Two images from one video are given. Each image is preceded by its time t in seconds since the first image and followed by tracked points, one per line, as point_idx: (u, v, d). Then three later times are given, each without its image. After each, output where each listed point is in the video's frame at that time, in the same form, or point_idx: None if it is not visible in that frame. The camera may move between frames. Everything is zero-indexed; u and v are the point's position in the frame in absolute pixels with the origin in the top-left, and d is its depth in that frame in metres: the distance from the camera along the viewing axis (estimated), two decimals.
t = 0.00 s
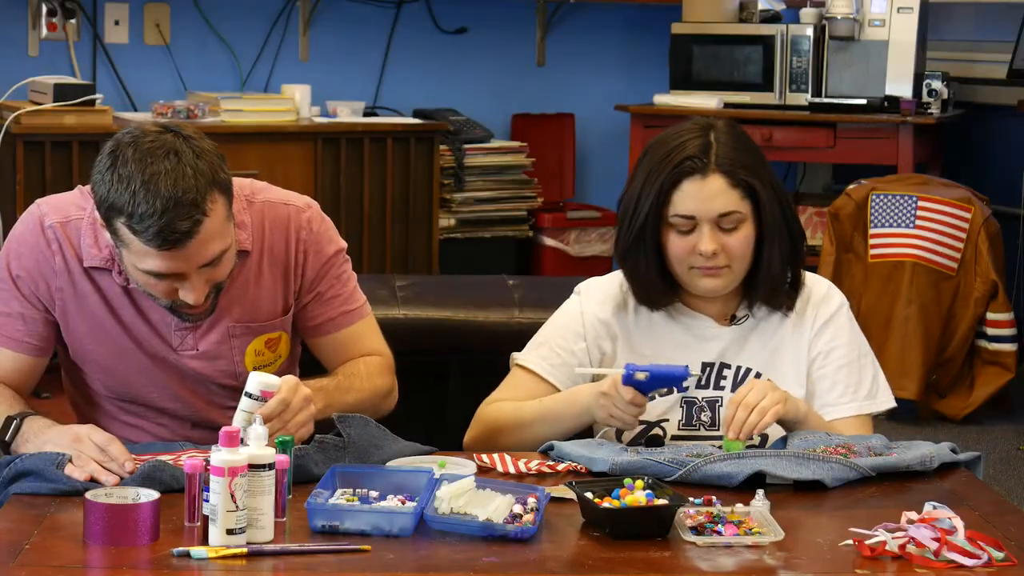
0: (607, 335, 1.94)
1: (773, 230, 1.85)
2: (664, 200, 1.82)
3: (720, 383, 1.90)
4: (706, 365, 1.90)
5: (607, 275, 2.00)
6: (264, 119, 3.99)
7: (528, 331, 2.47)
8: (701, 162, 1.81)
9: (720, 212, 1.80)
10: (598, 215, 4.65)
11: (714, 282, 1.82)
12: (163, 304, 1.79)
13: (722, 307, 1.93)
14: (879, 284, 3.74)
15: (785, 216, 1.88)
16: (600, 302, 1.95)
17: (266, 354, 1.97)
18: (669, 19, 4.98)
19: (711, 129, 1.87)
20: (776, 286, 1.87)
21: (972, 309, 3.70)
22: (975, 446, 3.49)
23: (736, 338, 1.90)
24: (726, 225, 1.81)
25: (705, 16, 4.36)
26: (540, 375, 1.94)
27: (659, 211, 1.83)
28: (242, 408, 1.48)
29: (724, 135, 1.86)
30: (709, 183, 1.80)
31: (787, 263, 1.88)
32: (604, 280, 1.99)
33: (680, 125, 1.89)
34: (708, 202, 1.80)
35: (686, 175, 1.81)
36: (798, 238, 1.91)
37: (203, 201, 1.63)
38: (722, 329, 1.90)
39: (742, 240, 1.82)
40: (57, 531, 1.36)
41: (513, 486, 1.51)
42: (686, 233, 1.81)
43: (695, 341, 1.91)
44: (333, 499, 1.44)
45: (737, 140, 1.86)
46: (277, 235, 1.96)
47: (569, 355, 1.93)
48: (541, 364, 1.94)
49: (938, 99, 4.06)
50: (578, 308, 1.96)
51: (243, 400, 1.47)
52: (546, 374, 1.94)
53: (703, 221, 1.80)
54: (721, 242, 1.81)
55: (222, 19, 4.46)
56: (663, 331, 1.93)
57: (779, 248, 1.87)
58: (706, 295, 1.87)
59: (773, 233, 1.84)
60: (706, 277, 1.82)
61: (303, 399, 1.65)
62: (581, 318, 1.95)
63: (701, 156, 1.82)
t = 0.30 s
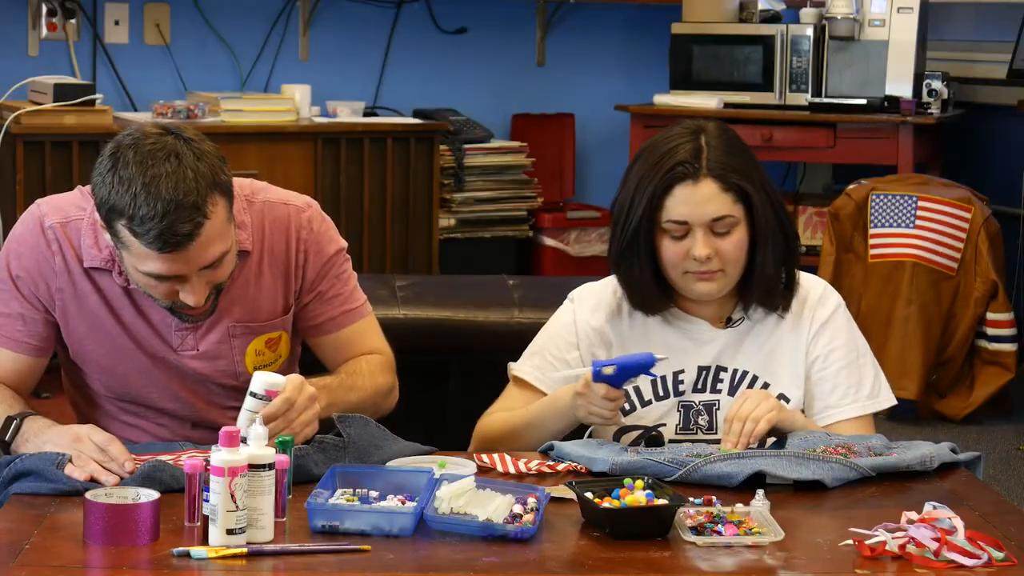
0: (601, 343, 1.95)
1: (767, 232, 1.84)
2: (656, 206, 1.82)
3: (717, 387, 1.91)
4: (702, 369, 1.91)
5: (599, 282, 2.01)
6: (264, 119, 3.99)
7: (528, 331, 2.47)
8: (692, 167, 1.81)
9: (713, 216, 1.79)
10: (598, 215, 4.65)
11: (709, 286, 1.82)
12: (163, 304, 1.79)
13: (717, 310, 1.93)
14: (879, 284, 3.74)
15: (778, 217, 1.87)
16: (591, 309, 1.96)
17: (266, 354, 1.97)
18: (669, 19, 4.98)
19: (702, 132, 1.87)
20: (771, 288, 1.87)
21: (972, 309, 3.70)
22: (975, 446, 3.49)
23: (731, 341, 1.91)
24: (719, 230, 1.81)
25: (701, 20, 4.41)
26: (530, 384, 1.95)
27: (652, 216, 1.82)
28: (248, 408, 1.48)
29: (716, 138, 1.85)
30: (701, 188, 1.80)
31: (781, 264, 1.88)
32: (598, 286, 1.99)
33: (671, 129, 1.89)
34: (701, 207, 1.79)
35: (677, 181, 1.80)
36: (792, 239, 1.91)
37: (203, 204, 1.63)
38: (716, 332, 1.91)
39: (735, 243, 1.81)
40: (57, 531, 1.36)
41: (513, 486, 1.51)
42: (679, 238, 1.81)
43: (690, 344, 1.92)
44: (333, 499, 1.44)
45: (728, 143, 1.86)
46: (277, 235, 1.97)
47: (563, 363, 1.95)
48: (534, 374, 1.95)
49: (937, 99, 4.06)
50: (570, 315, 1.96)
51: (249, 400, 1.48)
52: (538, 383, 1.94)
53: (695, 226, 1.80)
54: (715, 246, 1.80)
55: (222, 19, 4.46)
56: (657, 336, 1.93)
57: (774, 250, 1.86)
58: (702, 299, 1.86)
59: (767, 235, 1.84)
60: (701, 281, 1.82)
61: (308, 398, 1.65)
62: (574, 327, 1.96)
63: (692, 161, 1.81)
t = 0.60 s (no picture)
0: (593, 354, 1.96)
1: (745, 222, 1.84)
2: (633, 203, 1.82)
3: (707, 387, 1.90)
4: (691, 370, 1.91)
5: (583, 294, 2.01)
6: (264, 119, 3.99)
7: (528, 331, 2.47)
8: (666, 161, 1.81)
9: (691, 208, 1.79)
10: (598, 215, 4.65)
11: (694, 279, 1.81)
12: (163, 304, 1.79)
13: (704, 309, 1.93)
14: (879, 284, 3.74)
15: (757, 209, 1.87)
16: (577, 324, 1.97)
17: (267, 353, 1.97)
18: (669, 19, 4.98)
19: (675, 129, 1.87)
20: (753, 279, 1.87)
21: (972, 309, 3.70)
22: (975, 446, 3.49)
23: (719, 339, 1.91)
24: (698, 221, 1.81)
25: (699, 21, 4.42)
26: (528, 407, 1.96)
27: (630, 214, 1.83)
28: (253, 409, 1.47)
29: (688, 133, 1.86)
30: (676, 180, 1.80)
31: (762, 256, 1.88)
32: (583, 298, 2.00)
33: (643, 129, 1.90)
34: (678, 200, 1.79)
35: (653, 176, 1.80)
36: (771, 231, 1.91)
37: (203, 202, 1.63)
38: (702, 331, 1.91)
39: (715, 234, 1.81)
40: (57, 531, 1.36)
41: (514, 486, 1.51)
42: (659, 233, 1.81)
43: (677, 346, 1.92)
44: (333, 499, 1.44)
45: (701, 137, 1.86)
46: (277, 235, 1.97)
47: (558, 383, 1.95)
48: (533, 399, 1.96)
49: (938, 99, 4.06)
50: (557, 331, 1.97)
51: (254, 400, 1.47)
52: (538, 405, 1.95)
53: (674, 219, 1.80)
54: (695, 238, 1.80)
55: (222, 19, 4.46)
56: (644, 338, 1.93)
57: (754, 241, 1.86)
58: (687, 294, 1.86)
59: (745, 225, 1.83)
60: (685, 275, 1.81)
61: (314, 396, 1.64)
62: (563, 344, 1.97)
63: (666, 155, 1.82)
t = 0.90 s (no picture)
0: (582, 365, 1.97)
1: (719, 212, 1.83)
2: (605, 198, 1.84)
3: (696, 392, 1.90)
4: (679, 375, 1.91)
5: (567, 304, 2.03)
6: (264, 119, 3.99)
7: (528, 331, 2.47)
8: (635, 153, 1.82)
9: (661, 197, 1.79)
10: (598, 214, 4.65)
11: (671, 271, 1.80)
12: (165, 304, 1.79)
13: (689, 313, 1.93)
14: (879, 284, 3.75)
15: (732, 203, 1.87)
16: (566, 333, 1.98)
17: (266, 353, 1.97)
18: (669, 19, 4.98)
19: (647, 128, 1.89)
20: (730, 270, 1.85)
21: (972, 309, 3.70)
22: (975, 446, 3.49)
23: (705, 342, 1.91)
24: (670, 212, 1.80)
25: (699, 21, 4.42)
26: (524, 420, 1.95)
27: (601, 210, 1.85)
28: (247, 409, 1.48)
29: (659, 130, 1.88)
30: (644, 171, 1.81)
31: (739, 247, 1.86)
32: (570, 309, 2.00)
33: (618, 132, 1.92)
34: (648, 190, 1.80)
35: (622, 169, 1.82)
36: (749, 227, 1.90)
37: (206, 202, 1.63)
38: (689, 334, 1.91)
39: (688, 224, 1.80)
40: (57, 531, 1.36)
41: (513, 486, 1.51)
42: (632, 227, 1.80)
43: (665, 353, 1.92)
44: (332, 499, 1.44)
45: (673, 133, 1.88)
46: (277, 235, 1.97)
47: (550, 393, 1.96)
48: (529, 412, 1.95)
49: (938, 99, 4.06)
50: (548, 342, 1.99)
51: (248, 400, 1.48)
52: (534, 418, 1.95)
53: (645, 211, 1.79)
54: (668, 229, 1.80)
55: (222, 19, 4.46)
56: (632, 344, 1.94)
57: (731, 233, 1.85)
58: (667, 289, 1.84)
59: (719, 215, 1.82)
60: (661, 267, 1.79)
61: (309, 396, 1.65)
62: (553, 355, 1.99)
63: (634, 149, 1.83)
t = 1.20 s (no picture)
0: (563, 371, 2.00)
1: (687, 215, 1.82)
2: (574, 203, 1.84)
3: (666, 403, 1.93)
4: (648, 387, 1.93)
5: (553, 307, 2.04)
6: (264, 119, 3.99)
7: (528, 331, 2.47)
8: (601, 157, 1.82)
9: (627, 200, 1.79)
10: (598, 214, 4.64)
11: (637, 276, 1.79)
12: (167, 304, 1.79)
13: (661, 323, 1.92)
14: (879, 284, 3.75)
15: (702, 207, 1.85)
16: (549, 337, 2.00)
17: (267, 353, 1.96)
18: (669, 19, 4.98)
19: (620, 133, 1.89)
20: (700, 276, 1.83)
21: (972, 309, 3.70)
22: (975, 446, 3.49)
23: (674, 355, 1.91)
24: (636, 216, 1.79)
25: (700, 21, 4.43)
26: (522, 429, 2.02)
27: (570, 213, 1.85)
28: (248, 408, 1.48)
29: (630, 133, 1.88)
30: (610, 174, 1.81)
31: (709, 253, 1.85)
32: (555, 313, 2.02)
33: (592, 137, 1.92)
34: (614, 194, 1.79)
35: (589, 173, 1.82)
36: (720, 232, 1.88)
37: (208, 201, 1.63)
38: (658, 343, 1.91)
39: (654, 228, 1.79)
40: (57, 531, 1.36)
41: (514, 486, 1.51)
42: (599, 231, 1.80)
43: (635, 361, 1.93)
44: (333, 499, 1.44)
45: (644, 137, 1.87)
46: (277, 235, 1.97)
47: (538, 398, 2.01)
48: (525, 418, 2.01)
49: (937, 99, 4.06)
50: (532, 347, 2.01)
51: (249, 399, 1.48)
52: (530, 426, 2.01)
53: (612, 215, 1.79)
54: (634, 233, 1.79)
55: (222, 19, 4.46)
56: (607, 354, 1.96)
57: (699, 238, 1.83)
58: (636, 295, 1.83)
59: (686, 219, 1.81)
60: (628, 272, 1.79)
61: (311, 394, 1.64)
62: (538, 359, 2.00)
63: (602, 152, 1.83)
